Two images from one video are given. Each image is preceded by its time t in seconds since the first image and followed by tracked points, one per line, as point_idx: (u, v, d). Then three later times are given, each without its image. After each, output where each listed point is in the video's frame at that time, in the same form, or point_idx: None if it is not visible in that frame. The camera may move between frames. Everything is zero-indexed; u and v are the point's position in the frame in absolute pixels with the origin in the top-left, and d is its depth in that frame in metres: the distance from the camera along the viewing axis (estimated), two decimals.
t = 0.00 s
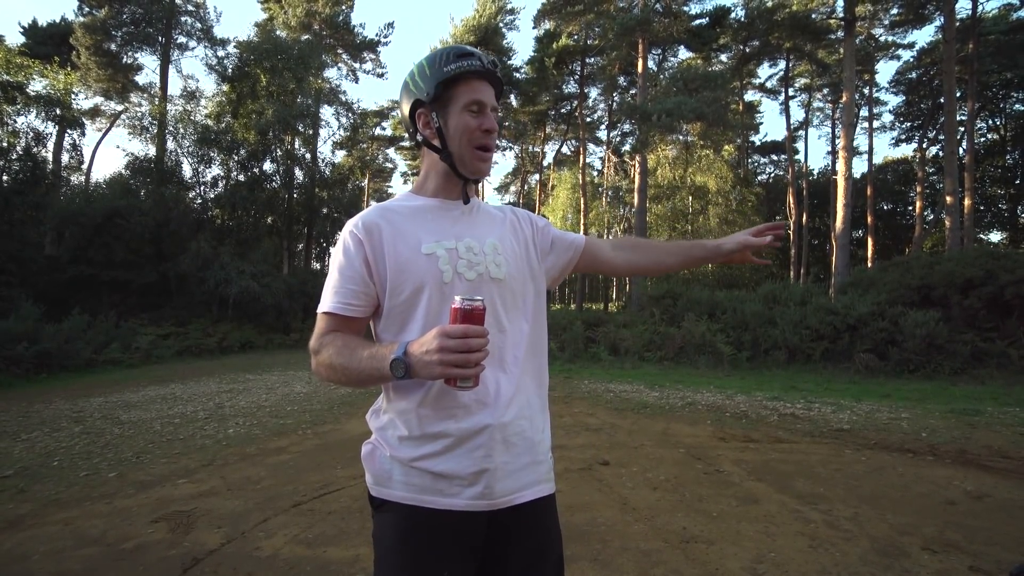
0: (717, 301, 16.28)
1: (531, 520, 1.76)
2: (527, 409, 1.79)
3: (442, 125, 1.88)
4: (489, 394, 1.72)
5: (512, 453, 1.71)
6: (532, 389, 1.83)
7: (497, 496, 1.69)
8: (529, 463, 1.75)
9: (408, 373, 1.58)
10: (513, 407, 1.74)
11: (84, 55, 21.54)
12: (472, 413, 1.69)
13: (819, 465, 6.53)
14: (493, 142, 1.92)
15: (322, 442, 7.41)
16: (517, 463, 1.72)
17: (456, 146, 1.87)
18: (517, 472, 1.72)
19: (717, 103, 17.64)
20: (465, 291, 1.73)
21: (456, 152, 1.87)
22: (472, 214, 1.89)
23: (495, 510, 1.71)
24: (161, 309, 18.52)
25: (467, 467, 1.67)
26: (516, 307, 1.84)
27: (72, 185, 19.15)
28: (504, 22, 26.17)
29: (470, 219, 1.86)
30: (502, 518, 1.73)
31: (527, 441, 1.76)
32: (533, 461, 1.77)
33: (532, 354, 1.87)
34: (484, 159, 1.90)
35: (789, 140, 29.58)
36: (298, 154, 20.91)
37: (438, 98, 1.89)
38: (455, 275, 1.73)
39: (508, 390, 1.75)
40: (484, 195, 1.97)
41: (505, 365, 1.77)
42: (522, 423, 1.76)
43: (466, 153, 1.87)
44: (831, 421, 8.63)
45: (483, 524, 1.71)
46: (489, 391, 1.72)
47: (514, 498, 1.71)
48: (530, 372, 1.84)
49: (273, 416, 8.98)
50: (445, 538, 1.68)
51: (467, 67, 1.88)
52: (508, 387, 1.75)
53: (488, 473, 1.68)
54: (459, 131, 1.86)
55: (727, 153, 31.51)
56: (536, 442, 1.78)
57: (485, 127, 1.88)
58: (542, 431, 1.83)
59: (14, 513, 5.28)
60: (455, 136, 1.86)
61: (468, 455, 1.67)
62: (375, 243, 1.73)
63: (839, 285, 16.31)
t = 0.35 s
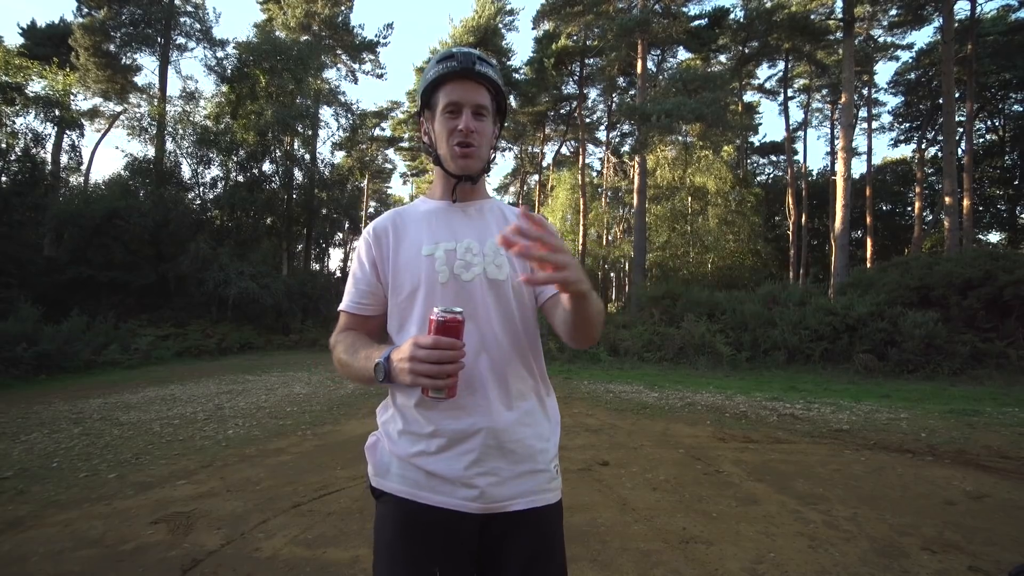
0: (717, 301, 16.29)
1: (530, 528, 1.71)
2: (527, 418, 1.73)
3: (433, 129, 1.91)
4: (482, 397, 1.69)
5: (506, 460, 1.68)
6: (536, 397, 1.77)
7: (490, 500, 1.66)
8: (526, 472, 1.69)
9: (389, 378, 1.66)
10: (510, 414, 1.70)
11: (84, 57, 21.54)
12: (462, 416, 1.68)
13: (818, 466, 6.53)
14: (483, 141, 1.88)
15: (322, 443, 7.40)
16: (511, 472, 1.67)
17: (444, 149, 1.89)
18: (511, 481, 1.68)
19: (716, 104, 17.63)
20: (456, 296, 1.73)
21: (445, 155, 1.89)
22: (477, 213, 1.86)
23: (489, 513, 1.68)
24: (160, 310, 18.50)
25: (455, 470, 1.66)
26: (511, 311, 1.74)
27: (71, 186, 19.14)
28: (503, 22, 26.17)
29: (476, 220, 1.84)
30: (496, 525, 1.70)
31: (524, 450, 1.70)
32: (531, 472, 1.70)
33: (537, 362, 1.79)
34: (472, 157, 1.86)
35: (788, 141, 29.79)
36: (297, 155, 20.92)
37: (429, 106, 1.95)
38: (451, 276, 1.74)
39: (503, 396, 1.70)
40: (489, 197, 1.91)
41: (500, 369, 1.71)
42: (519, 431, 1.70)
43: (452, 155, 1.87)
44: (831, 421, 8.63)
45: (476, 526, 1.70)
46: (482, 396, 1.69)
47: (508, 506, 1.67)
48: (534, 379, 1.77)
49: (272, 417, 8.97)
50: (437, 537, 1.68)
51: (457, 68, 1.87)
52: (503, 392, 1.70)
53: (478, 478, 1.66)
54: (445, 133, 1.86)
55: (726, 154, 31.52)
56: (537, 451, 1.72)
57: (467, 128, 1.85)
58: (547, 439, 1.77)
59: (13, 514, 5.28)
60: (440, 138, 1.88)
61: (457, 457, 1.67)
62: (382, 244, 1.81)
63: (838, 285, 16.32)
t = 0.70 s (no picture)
0: (716, 301, 16.28)
1: (513, 536, 1.66)
2: (512, 427, 1.68)
3: (449, 128, 1.94)
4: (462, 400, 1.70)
5: (485, 465, 1.66)
6: (527, 404, 1.71)
7: (467, 502, 1.66)
8: (505, 480, 1.65)
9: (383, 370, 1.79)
10: (493, 422, 1.67)
11: (84, 57, 21.56)
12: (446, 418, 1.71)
13: (818, 466, 6.52)
14: (496, 142, 1.87)
15: (322, 443, 7.40)
16: (491, 479, 1.65)
17: (459, 149, 1.91)
18: (489, 487, 1.65)
19: (716, 104, 17.62)
20: (448, 297, 1.75)
21: (460, 154, 1.91)
22: (485, 214, 1.85)
23: (468, 515, 1.68)
24: (160, 311, 18.52)
25: (433, 468, 1.69)
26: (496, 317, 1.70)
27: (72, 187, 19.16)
28: (503, 23, 26.19)
29: (483, 220, 1.83)
30: (477, 528, 1.69)
31: (507, 459, 1.66)
32: (513, 481, 1.66)
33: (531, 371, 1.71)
34: (485, 158, 1.87)
35: (789, 141, 29.85)
36: (297, 155, 20.96)
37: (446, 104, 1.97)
38: (447, 276, 1.76)
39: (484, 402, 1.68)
40: (504, 195, 1.91)
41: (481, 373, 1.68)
42: (501, 440, 1.67)
43: (465, 156, 1.88)
44: (831, 422, 8.62)
45: (455, 525, 1.70)
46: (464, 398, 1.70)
47: (485, 512, 1.66)
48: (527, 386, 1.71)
49: (272, 417, 8.97)
50: (417, 530, 1.72)
51: (474, 68, 1.86)
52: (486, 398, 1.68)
53: (454, 479, 1.67)
54: (458, 133, 1.88)
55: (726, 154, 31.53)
56: (521, 461, 1.67)
57: (481, 128, 1.85)
58: (538, 450, 1.71)
59: (13, 514, 5.27)
60: (455, 138, 1.90)
61: (437, 456, 1.70)
62: (396, 246, 1.98)
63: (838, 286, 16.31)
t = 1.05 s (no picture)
0: (717, 303, 16.28)
1: (515, 538, 1.65)
2: (515, 426, 1.68)
3: (468, 126, 1.93)
4: (466, 400, 1.70)
5: (488, 466, 1.66)
6: (529, 404, 1.71)
7: (469, 503, 1.66)
8: (508, 481, 1.65)
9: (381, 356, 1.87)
10: (496, 421, 1.67)
11: (85, 58, 21.56)
12: (449, 417, 1.71)
13: (818, 468, 6.53)
14: (515, 144, 1.87)
15: (322, 444, 7.40)
16: (493, 479, 1.65)
17: (475, 149, 1.90)
18: (492, 488, 1.65)
19: (717, 105, 17.63)
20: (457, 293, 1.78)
21: (476, 154, 1.91)
22: (497, 214, 1.86)
23: (471, 516, 1.68)
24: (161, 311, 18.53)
25: (436, 468, 1.69)
26: (506, 311, 1.71)
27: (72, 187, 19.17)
28: (504, 25, 26.20)
29: (495, 220, 1.84)
30: (478, 530, 1.68)
31: (509, 459, 1.66)
32: (516, 482, 1.65)
33: (538, 370, 1.73)
34: (502, 159, 1.87)
35: (789, 143, 29.86)
36: (297, 156, 20.98)
37: (465, 101, 1.97)
38: (457, 274, 1.79)
39: (489, 402, 1.68)
40: (517, 197, 1.90)
41: (486, 372, 1.70)
42: (504, 439, 1.67)
43: (481, 155, 1.88)
44: (831, 423, 8.62)
45: (456, 525, 1.70)
46: (468, 396, 1.70)
47: (487, 513, 1.65)
48: (529, 386, 1.72)
49: (272, 418, 8.97)
50: (419, 531, 1.72)
51: (496, 68, 1.87)
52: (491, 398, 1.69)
53: (457, 479, 1.67)
54: (476, 132, 1.87)
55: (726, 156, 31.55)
56: (524, 462, 1.66)
57: (499, 129, 1.84)
58: (541, 452, 1.70)
59: (12, 515, 5.27)
60: (471, 136, 1.90)
61: (440, 456, 1.70)
62: (404, 240, 1.99)
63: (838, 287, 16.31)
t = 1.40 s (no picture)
0: (716, 304, 16.29)
1: (516, 537, 1.66)
2: (516, 428, 1.68)
3: (489, 126, 1.94)
4: (470, 400, 1.69)
5: (490, 467, 1.66)
6: (531, 406, 1.72)
7: (471, 503, 1.66)
8: (509, 483, 1.66)
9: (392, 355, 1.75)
10: (498, 423, 1.67)
11: (84, 57, 21.53)
12: (451, 417, 1.70)
13: (818, 468, 6.53)
14: (535, 151, 1.89)
15: (321, 445, 7.39)
16: (494, 480, 1.65)
17: (494, 150, 1.91)
18: (494, 488, 1.65)
19: (716, 106, 17.64)
20: (467, 293, 1.76)
21: (494, 155, 1.91)
22: (509, 215, 1.87)
23: (473, 515, 1.67)
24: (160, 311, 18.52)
25: (438, 468, 1.68)
26: (507, 319, 1.70)
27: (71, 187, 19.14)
28: (504, 25, 26.19)
29: (506, 222, 1.86)
30: (480, 529, 1.68)
31: (512, 459, 1.66)
32: (517, 484, 1.66)
33: (540, 374, 1.72)
34: (520, 164, 1.88)
35: (788, 144, 29.90)
36: (297, 156, 20.95)
37: (489, 101, 1.97)
38: (464, 273, 1.77)
39: (490, 404, 1.68)
40: (530, 202, 1.92)
41: (488, 373, 1.69)
42: (505, 440, 1.67)
43: (500, 157, 1.89)
44: (830, 424, 8.62)
45: (458, 525, 1.69)
46: (472, 398, 1.69)
47: (489, 513, 1.66)
48: (531, 389, 1.71)
49: (272, 418, 8.96)
50: (420, 530, 1.71)
51: (524, 72, 1.88)
52: (493, 400, 1.68)
53: (458, 480, 1.66)
54: (497, 133, 1.88)
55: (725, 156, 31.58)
56: (527, 463, 1.67)
57: (521, 133, 1.86)
58: (541, 453, 1.72)
59: (11, 516, 5.26)
60: (491, 137, 1.91)
61: (443, 456, 1.69)
62: (414, 232, 1.94)
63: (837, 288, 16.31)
